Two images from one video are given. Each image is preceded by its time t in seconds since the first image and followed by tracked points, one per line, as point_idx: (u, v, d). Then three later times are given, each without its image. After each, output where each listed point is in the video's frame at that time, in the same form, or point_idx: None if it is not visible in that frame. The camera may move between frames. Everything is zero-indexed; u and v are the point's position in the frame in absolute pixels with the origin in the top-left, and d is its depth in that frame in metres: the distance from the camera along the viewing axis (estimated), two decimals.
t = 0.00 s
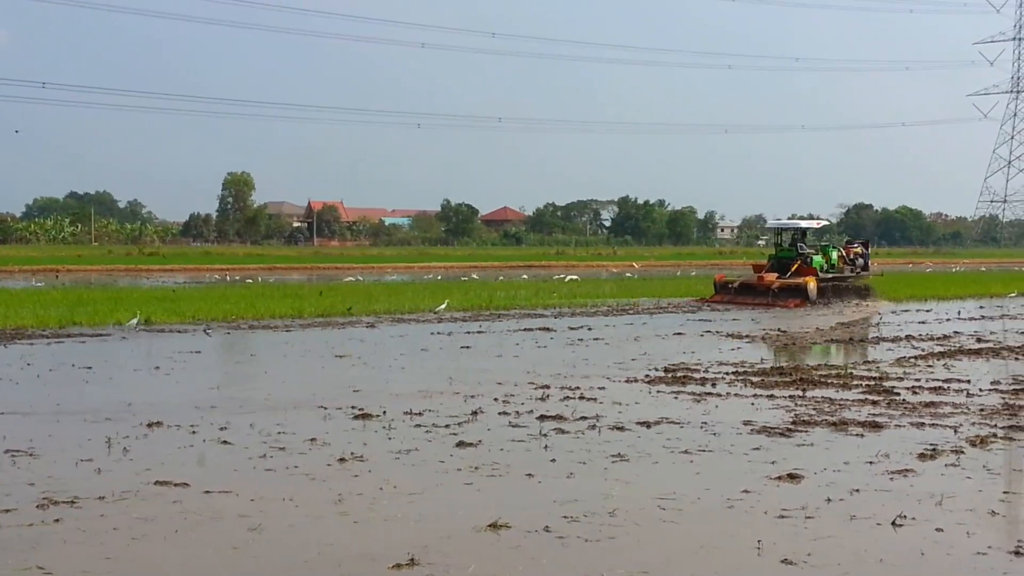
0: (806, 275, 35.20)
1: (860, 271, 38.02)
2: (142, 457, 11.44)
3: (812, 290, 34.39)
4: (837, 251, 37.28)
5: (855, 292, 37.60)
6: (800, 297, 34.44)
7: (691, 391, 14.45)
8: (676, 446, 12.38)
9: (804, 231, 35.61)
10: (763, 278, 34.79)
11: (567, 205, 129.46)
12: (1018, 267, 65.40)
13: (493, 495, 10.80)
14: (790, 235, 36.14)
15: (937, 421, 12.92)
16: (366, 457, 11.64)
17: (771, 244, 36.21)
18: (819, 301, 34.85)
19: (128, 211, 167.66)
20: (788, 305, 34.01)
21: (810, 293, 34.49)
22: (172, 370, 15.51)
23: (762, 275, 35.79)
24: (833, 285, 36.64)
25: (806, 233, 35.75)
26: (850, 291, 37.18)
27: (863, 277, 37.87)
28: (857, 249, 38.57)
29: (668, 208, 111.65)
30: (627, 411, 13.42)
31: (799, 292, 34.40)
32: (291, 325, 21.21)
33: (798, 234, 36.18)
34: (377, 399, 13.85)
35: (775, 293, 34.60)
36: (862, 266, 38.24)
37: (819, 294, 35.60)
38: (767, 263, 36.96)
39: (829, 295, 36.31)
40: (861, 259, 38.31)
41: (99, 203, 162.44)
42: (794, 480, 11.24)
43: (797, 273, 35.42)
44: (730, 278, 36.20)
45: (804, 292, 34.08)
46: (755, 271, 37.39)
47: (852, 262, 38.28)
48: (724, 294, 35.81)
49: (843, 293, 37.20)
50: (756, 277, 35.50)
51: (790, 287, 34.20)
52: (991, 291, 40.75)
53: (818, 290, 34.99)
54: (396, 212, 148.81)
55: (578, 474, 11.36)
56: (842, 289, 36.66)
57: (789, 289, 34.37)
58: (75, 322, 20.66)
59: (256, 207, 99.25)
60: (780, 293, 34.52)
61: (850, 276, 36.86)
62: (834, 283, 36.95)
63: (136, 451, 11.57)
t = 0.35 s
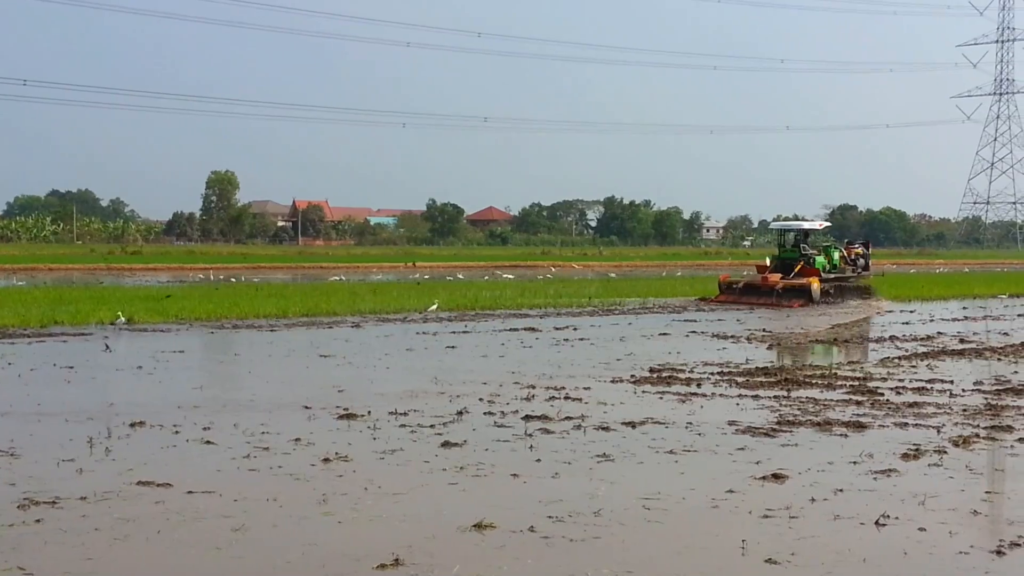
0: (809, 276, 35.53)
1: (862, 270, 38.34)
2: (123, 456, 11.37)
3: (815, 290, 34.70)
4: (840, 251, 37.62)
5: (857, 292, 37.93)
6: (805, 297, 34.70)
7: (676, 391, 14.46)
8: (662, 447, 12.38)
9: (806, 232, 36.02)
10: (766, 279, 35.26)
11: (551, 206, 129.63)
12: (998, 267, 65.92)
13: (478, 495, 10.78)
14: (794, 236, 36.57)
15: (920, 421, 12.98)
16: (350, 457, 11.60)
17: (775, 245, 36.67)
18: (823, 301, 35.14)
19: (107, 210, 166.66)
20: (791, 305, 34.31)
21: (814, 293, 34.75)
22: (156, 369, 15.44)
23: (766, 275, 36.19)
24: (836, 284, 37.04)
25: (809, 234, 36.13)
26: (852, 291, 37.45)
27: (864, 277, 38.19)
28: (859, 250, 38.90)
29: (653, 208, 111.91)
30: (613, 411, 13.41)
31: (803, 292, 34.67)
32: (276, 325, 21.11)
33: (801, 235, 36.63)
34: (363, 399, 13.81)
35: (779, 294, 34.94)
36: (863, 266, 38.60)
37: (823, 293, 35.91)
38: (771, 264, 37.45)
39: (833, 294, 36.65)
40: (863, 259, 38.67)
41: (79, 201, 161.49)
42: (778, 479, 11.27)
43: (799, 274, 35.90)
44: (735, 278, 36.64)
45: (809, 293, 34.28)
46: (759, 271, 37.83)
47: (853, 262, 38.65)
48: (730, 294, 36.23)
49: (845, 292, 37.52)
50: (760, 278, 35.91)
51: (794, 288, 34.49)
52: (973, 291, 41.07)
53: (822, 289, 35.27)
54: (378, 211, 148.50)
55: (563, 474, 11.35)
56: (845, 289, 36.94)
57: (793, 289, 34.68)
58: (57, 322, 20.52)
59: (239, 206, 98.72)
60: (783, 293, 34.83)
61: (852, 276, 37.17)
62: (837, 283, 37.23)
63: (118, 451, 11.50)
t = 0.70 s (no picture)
0: (813, 275, 35.89)
1: (863, 268, 38.65)
2: (107, 460, 11.36)
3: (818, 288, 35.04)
4: (841, 250, 37.99)
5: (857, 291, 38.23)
6: (809, 295, 34.87)
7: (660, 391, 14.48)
8: (646, 446, 12.40)
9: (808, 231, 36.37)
10: (770, 278, 35.63)
11: (536, 206, 129.72)
12: (981, 266, 66.20)
13: (463, 496, 10.78)
14: (796, 236, 37.01)
15: (904, 420, 13.00)
16: (334, 459, 11.60)
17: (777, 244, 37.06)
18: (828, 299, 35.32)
19: (93, 213, 166.35)
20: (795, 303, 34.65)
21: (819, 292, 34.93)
22: (138, 373, 15.43)
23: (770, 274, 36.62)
24: (839, 283, 37.27)
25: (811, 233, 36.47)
26: (854, 290, 37.56)
27: (865, 275, 38.49)
28: (860, 249, 39.27)
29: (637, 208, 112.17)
30: (597, 411, 13.43)
31: (808, 290, 34.86)
32: (260, 327, 21.14)
33: (803, 234, 37.07)
34: (347, 400, 13.82)
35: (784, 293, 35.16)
36: (864, 265, 38.69)
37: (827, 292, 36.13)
38: (775, 263, 37.85)
39: (836, 293, 36.86)
40: (864, 258, 38.77)
41: (64, 204, 161.21)
42: (762, 478, 11.28)
43: (802, 273, 36.28)
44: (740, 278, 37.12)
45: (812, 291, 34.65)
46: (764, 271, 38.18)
47: (854, 260, 38.82)
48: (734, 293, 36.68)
49: (847, 291, 37.66)
50: (764, 276, 36.25)
51: (798, 286, 34.73)
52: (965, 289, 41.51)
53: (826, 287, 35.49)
54: (364, 212, 148.49)
55: (547, 474, 11.36)
56: (847, 288, 37.15)
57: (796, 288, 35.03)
58: (39, 326, 20.49)
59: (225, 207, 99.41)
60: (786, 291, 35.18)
61: (854, 275, 37.51)
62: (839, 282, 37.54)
63: (101, 454, 11.48)
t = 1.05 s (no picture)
0: (814, 275, 36.53)
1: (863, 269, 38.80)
2: (89, 459, 11.32)
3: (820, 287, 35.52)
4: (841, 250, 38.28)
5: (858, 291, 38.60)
6: (810, 294, 35.64)
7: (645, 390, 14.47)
8: (631, 446, 12.40)
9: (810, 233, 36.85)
10: (773, 277, 36.23)
11: (520, 207, 129.77)
12: (961, 266, 66.71)
13: (447, 496, 10.77)
14: (798, 236, 37.43)
15: (888, 419, 13.03)
16: (318, 459, 11.57)
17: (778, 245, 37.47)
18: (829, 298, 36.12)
19: (76, 213, 165.86)
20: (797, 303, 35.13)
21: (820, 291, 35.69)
22: (121, 372, 15.38)
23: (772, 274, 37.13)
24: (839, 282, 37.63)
25: (812, 234, 36.97)
26: (854, 289, 37.80)
27: (864, 275, 38.67)
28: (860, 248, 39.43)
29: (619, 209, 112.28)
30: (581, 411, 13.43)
31: (809, 290, 35.61)
32: (243, 326, 21.08)
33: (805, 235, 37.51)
34: (332, 400, 13.79)
35: (786, 292, 35.84)
36: (864, 265, 38.87)
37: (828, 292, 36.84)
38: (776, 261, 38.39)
39: (836, 293, 37.30)
40: (863, 258, 38.94)
41: (48, 205, 160.72)
42: (746, 478, 11.29)
43: (804, 273, 36.90)
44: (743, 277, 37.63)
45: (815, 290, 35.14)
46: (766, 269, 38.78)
47: (854, 261, 38.93)
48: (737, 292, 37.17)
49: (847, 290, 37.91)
50: (766, 276, 36.79)
51: (800, 286, 35.43)
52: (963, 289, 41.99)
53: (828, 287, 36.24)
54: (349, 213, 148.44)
55: (531, 474, 11.34)
56: (847, 288, 37.45)
57: (799, 287, 35.51)
58: (22, 325, 20.40)
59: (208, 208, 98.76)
60: (789, 291, 35.64)
61: (853, 275, 37.80)
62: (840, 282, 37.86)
63: (84, 454, 11.45)
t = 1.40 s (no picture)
0: (814, 274, 37.35)
1: (859, 268, 39.96)
2: (67, 460, 11.22)
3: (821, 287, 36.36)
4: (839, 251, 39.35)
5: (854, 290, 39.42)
6: (810, 294, 36.40)
7: (628, 390, 14.49)
8: (614, 446, 12.39)
9: (810, 233, 37.73)
10: (773, 277, 37.01)
11: (501, 207, 129.86)
12: (941, 267, 67.18)
13: (429, 496, 10.72)
14: (797, 237, 38.38)
15: (869, 420, 13.08)
16: (299, 459, 11.51)
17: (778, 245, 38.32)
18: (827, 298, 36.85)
19: (52, 211, 164.60)
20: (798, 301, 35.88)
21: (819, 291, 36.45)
22: (101, 372, 15.26)
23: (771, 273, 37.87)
24: (838, 283, 38.38)
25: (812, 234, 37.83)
26: (852, 288, 38.82)
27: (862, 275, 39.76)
28: (856, 250, 40.59)
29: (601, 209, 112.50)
30: (564, 411, 13.41)
31: (809, 290, 36.35)
32: (225, 326, 20.99)
33: (804, 236, 38.43)
34: (314, 400, 13.72)
35: (786, 291, 36.59)
36: (860, 265, 40.03)
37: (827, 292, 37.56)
38: (776, 262, 39.22)
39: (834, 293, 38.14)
40: (859, 259, 40.12)
41: (23, 203, 159.51)
42: (728, 478, 11.30)
43: (803, 272, 37.68)
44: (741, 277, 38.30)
45: (815, 289, 35.95)
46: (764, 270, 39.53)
47: (851, 262, 40.06)
48: (737, 292, 37.82)
49: (845, 290, 38.91)
50: (765, 276, 37.55)
51: (800, 285, 36.17)
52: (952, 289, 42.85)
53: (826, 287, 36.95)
54: (329, 212, 148.02)
55: (513, 474, 11.31)
56: (846, 288, 38.37)
57: (799, 287, 36.29)
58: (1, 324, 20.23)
59: (186, 206, 96.77)
60: (789, 290, 36.41)
61: (851, 274, 38.84)
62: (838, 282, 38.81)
63: (62, 454, 11.35)
